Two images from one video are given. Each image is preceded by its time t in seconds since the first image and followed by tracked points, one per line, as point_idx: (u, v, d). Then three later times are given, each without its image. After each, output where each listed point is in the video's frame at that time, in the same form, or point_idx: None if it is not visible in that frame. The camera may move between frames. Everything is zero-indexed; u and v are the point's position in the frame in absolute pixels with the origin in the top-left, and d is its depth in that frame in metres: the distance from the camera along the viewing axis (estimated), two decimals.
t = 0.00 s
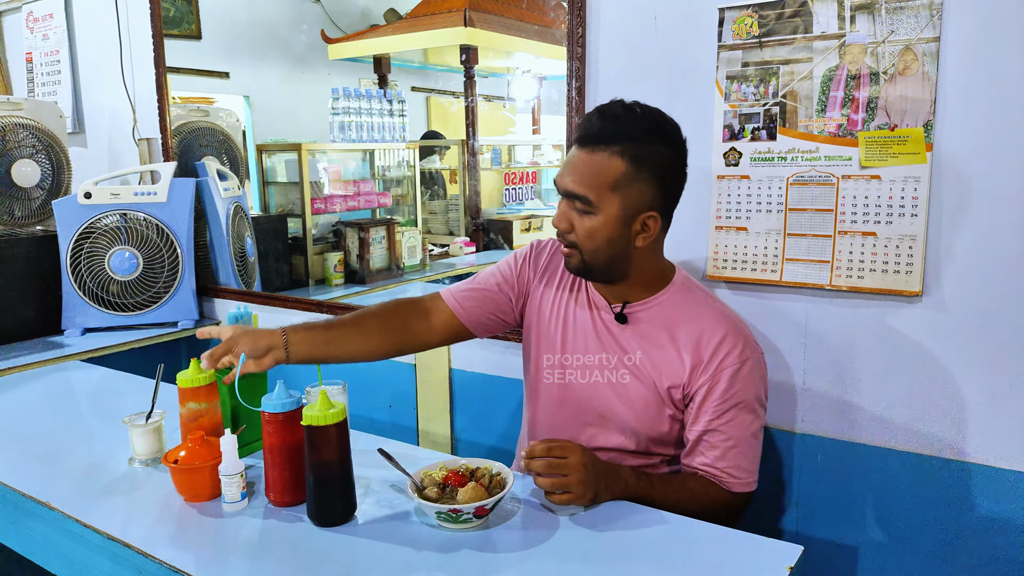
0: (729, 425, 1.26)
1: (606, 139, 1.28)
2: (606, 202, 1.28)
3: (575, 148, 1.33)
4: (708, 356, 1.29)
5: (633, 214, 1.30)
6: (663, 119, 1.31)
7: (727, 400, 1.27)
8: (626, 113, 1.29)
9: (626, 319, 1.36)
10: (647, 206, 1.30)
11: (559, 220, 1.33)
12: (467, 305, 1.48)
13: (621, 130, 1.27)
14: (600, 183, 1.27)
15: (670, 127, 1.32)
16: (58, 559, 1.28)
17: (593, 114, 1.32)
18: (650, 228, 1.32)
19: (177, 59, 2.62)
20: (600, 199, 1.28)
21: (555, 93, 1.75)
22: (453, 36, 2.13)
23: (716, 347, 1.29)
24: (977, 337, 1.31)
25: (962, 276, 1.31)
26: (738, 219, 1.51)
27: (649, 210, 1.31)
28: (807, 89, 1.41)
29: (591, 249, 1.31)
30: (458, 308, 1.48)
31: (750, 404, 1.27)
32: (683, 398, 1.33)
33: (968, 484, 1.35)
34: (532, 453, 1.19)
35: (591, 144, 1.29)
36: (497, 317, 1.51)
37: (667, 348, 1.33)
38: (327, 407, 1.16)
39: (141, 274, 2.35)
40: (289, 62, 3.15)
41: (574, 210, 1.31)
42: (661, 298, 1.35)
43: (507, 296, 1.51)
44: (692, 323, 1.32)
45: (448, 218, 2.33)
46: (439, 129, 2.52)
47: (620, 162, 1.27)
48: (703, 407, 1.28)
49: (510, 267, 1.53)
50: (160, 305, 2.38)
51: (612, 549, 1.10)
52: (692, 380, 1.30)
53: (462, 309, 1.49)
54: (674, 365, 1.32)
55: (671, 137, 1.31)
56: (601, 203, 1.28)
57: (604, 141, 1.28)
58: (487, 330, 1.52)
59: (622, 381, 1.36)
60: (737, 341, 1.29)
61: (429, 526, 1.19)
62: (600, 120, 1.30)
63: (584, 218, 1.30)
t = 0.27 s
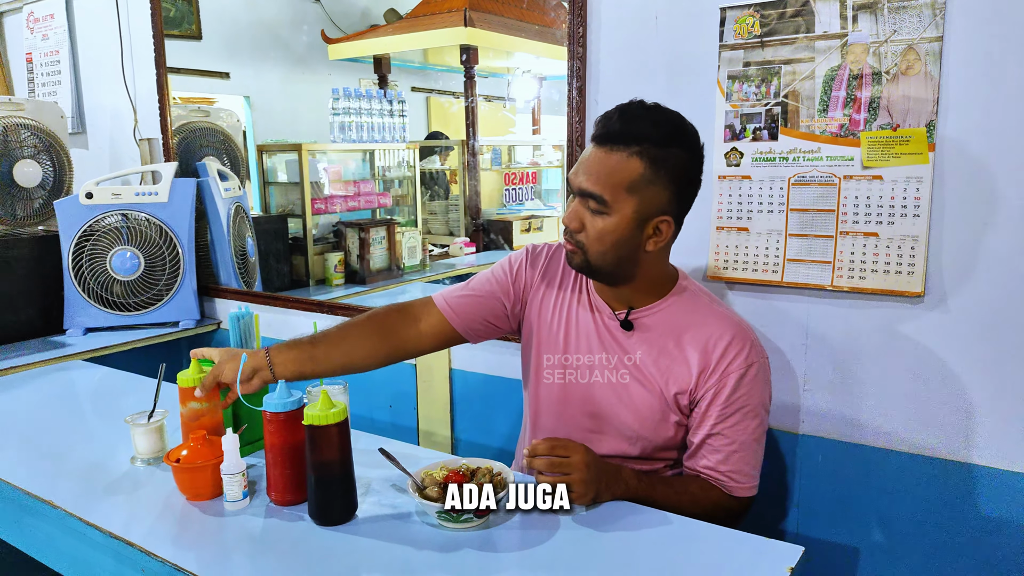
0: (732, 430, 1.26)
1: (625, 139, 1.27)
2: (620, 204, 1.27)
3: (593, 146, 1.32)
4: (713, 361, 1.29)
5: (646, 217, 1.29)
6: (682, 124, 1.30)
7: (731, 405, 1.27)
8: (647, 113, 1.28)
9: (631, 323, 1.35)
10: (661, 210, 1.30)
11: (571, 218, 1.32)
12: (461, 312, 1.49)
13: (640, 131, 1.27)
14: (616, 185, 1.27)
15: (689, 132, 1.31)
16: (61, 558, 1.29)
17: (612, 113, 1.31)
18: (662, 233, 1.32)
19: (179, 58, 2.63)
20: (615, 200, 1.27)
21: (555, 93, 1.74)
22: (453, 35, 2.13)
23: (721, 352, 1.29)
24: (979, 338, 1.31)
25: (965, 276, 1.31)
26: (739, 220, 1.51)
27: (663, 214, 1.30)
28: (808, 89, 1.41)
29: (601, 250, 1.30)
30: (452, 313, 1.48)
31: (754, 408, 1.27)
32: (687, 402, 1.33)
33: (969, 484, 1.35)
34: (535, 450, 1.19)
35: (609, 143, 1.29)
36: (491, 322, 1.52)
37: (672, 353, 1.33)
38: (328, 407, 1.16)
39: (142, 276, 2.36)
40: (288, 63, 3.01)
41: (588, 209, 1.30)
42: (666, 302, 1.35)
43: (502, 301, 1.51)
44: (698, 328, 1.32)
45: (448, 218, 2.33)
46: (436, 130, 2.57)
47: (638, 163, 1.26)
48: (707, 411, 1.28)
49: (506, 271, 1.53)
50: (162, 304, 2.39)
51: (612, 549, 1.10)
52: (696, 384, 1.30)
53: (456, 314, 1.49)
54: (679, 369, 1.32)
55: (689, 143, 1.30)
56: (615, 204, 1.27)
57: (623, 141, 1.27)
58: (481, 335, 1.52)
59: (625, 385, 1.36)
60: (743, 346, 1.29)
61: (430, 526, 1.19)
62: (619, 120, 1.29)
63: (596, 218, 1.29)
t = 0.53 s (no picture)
0: (733, 429, 1.26)
1: (627, 137, 1.27)
2: (623, 202, 1.28)
3: (593, 145, 1.32)
4: (714, 360, 1.29)
5: (648, 215, 1.30)
6: (683, 122, 1.31)
7: (732, 404, 1.27)
8: (647, 111, 1.28)
9: (632, 322, 1.36)
10: (662, 207, 1.30)
11: (573, 217, 1.32)
12: (463, 312, 1.49)
13: (643, 128, 1.27)
14: (619, 183, 1.27)
15: (689, 130, 1.32)
16: (61, 559, 1.29)
17: (614, 111, 1.31)
18: (664, 230, 1.32)
19: (179, 59, 2.64)
20: (618, 198, 1.27)
21: (555, 94, 1.73)
22: (453, 36, 2.13)
23: (722, 351, 1.29)
24: (978, 338, 1.31)
25: (964, 276, 1.31)
26: (739, 220, 1.51)
27: (665, 211, 1.31)
28: (808, 89, 1.41)
29: (604, 249, 1.30)
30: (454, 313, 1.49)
31: (754, 407, 1.28)
32: (687, 402, 1.33)
33: (968, 484, 1.35)
34: (535, 450, 1.19)
35: (610, 142, 1.29)
36: (493, 324, 1.51)
37: (673, 352, 1.33)
38: (328, 408, 1.16)
39: (141, 277, 2.36)
40: (288, 63, 3.09)
41: (590, 207, 1.30)
42: (666, 301, 1.35)
43: (506, 301, 1.51)
44: (699, 327, 1.32)
45: (449, 218, 2.37)
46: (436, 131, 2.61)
47: (641, 161, 1.27)
48: (708, 410, 1.28)
49: (510, 271, 1.53)
50: (161, 305, 2.39)
51: (612, 550, 1.10)
52: (697, 383, 1.30)
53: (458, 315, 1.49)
54: (679, 369, 1.32)
55: (690, 142, 1.31)
56: (618, 202, 1.28)
57: (625, 139, 1.28)
58: (485, 335, 1.52)
59: (625, 384, 1.36)
60: (744, 345, 1.29)
61: (430, 527, 1.19)
62: (620, 118, 1.29)
63: (598, 217, 1.29)
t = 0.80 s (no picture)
0: (730, 422, 1.26)
1: (615, 129, 1.29)
2: (616, 191, 1.28)
3: (582, 140, 1.33)
4: (710, 354, 1.29)
5: (640, 203, 1.30)
6: (669, 116, 1.34)
7: (728, 397, 1.27)
8: (633, 106, 1.31)
9: (628, 316, 1.36)
10: (653, 196, 1.31)
11: (566, 211, 1.32)
12: (467, 308, 1.50)
13: (629, 119, 1.29)
14: (610, 173, 1.28)
15: (675, 125, 1.34)
16: (59, 560, 1.29)
17: (599, 109, 1.34)
18: (655, 218, 1.33)
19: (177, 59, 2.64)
20: (610, 188, 1.28)
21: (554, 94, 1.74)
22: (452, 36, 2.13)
23: (718, 345, 1.29)
24: (977, 338, 1.31)
25: (964, 276, 1.31)
26: (738, 220, 1.51)
27: (656, 200, 1.32)
28: (807, 89, 1.41)
29: (598, 238, 1.30)
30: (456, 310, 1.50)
31: (751, 400, 1.27)
32: (684, 395, 1.33)
33: (968, 484, 1.35)
34: (533, 453, 1.19)
35: (598, 135, 1.30)
36: (495, 320, 1.52)
37: (669, 346, 1.33)
38: (327, 408, 1.16)
39: (140, 276, 2.35)
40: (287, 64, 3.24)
41: (582, 199, 1.30)
42: (663, 295, 1.35)
43: (507, 298, 1.52)
44: (695, 321, 1.32)
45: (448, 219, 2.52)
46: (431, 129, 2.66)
47: (629, 150, 1.28)
48: (705, 403, 1.28)
49: (510, 268, 1.53)
50: (160, 305, 2.39)
51: (613, 550, 1.10)
52: (694, 376, 1.30)
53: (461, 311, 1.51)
54: (676, 362, 1.32)
55: (676, 134, 1.33)
56: (611, 192, 1.28)
57: (612, 131, 1.29)
58: (487, 332, 1.53)
59: (623, 379, 1.36)
60: (739, 339, 1.30)
61: (429, 527, 1.19)
62: (607, 114, 1.31)
63: (591, 208, 1.29)
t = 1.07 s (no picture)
0: (724, 413, 1.26)
1: (612, 121, 1.30)
2: (621, 179, 1.28)
3: (576, 136, 1.33)
4: (704, 346, 1.29)
5: (643, 192, 1.31)
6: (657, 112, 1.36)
7: (722, 388, 1.26)
8: (624, 101, 1.32)
9: (623, 310, 1.36)
10: (653, 184, 1.32)
11: (570, 206, 1.30)
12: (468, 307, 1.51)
13: (624, 113, 1.30)
14: (613, 161, 1.28)
15: (664, 121, 1.36)
16: (58, 560, 1.28)
17: (591, 106, 1.35)
18: (656, 205, 1.34)
19: (176, 58, 2.64)
20: (615, 177, 1.28)
21: (554, 93, 1.74)
22: (450, 36, 2.14)
23: (711, 337, 1.29)
24: (977, 338, 1.31)
25: (964, 276, 1.31)
26: (738, 220, 1.51)
27: (656, 188, 1.33)
28: (807, 89, 1.41)
29: (606, 228, 1.29)
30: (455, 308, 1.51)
31: (746, 392, 1.27)
32: (679, 388, 1.33)
33: (967, 484, 1.35)
34: (534, 456, 1.19)
35: (595, 128, 1.30)
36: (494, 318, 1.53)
37: (663, 339, 1.33)
38: (326, 408, 1.16)
39: (139, 276, 2.35)
40: (287, 63, 3.24)
41: (587, 191, 1.29)
42: (656, 289, 1.36)
43: (503, 296, 1.52)
44: (689, 314, 1.33)
45: (448, 219, 2.47)
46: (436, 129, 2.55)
47: (629, 140, 1.29)
48: (699, 395, 1.28)
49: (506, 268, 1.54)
50: (159, 304, 2.38)
51: (612, 550, 1.10)
52: (687, 368, 1.30)
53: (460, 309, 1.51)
54: (670, 355, 1.32)
55: (666, 129, 1.35)
56: (616, 180, 1.28)
57: (609, 124, 1.30)
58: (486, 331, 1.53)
59: (618, 373, 1.36)
60: (733, 331, 1.30)
61: (428, 527, 1.19)
62: (599, 109, 1.32)
63: (597, 198, 1.28)
